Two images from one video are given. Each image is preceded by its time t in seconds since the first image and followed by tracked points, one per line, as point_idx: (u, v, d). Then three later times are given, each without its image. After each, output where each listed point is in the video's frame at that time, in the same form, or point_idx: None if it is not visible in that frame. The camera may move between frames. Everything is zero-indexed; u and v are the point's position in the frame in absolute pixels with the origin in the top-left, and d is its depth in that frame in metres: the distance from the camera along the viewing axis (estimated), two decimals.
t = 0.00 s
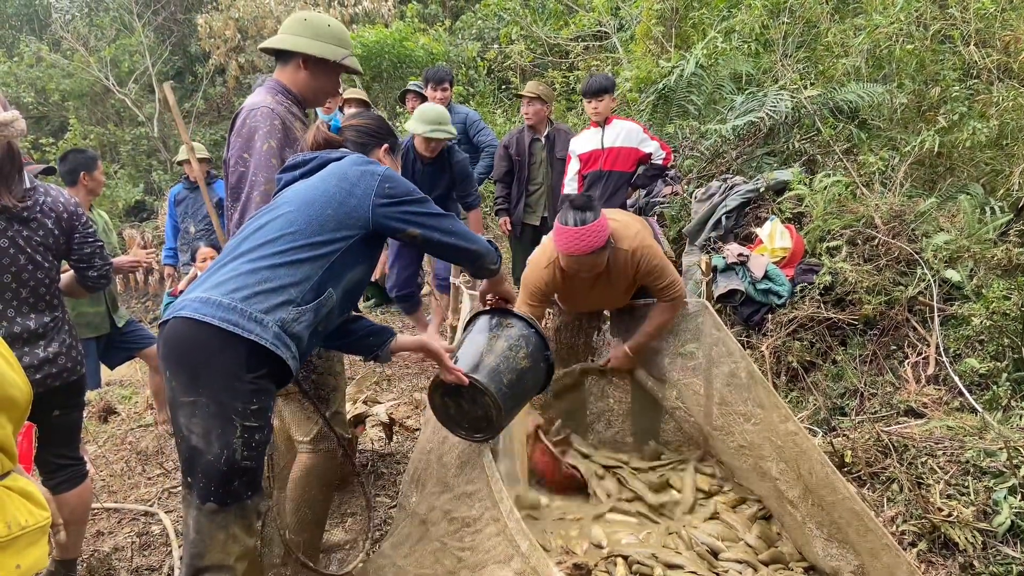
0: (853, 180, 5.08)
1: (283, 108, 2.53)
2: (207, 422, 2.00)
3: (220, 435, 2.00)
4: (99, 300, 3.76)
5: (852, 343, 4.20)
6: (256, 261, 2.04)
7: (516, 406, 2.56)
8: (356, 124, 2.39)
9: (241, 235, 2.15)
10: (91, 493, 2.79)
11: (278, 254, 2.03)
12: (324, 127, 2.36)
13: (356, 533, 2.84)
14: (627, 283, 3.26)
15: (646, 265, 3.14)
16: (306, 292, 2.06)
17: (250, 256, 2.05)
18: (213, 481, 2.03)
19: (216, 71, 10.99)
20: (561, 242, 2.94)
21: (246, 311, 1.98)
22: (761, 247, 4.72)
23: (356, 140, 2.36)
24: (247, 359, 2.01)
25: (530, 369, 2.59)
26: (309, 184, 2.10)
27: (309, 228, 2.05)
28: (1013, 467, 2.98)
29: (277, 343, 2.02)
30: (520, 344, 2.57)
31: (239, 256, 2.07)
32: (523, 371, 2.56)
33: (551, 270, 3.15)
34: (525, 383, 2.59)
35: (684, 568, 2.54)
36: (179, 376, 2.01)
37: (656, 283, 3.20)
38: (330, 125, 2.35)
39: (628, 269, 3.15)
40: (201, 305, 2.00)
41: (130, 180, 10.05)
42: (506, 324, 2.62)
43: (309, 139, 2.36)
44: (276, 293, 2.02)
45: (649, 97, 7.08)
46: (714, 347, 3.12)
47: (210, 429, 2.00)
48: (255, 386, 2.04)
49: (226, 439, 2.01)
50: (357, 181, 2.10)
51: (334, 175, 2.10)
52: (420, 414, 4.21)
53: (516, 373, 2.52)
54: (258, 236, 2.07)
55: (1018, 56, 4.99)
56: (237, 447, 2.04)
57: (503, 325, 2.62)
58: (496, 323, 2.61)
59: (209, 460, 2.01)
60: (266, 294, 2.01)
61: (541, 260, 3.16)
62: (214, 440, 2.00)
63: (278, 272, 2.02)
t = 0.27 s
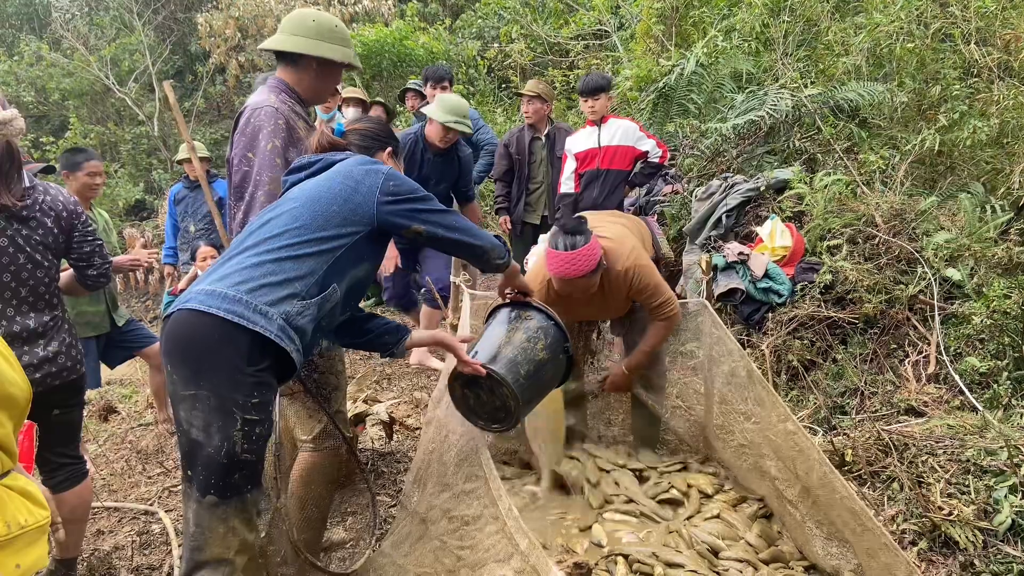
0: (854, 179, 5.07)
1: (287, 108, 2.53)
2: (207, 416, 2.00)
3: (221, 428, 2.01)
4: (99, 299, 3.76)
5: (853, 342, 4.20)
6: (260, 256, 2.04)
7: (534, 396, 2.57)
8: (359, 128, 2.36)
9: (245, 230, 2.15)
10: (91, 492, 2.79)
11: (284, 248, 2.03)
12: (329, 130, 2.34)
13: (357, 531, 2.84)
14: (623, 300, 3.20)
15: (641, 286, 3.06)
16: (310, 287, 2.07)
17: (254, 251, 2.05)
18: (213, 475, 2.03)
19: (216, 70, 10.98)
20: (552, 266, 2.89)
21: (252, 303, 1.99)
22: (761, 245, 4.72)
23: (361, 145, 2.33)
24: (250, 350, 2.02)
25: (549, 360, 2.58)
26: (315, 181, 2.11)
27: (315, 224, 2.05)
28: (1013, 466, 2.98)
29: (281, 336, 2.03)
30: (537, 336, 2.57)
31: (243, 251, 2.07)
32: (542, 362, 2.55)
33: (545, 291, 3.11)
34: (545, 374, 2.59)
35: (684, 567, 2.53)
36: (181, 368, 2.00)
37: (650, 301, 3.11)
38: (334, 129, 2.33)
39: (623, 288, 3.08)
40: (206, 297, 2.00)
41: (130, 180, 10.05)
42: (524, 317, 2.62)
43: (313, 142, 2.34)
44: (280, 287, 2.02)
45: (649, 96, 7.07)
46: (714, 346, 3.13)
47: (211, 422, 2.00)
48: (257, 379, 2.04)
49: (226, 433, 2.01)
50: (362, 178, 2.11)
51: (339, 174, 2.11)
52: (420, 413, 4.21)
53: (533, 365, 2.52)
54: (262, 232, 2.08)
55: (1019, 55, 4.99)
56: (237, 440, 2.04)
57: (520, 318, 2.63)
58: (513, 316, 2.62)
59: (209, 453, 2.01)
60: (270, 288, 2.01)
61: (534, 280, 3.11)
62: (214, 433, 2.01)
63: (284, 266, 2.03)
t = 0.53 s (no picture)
0: (854, 177, 5.07)
1: (296, 108, 2.53)
2: (205, 411, 2.00)
3: (217, 423, 2.00)
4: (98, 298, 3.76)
5: (853, 340, 4.19)
6: (266, 251, 2.04)
7: (552, 389, 2.62)
8: (365, 132, 2.34)
9: (253, 225, 2.15)
10: (90, 491, 2.79)
11: (291, 244, 2.04)
12: (336, 134, 2.33)
13: (357, 530, 2.84)
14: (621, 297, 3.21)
15: (637, 279, 3.07)
16: (316, 284, 2.07)
17: (261, 246, 2.06)
18: (211, 470, 2.03)
19: (216, 69, 10.98)
20: (549, 259, 2.93)
21: (258, 297, 2.00)
22: (761, 244, 4.72)
23: (366, 148, 2.32)
24: (253, 345, 2.03)
25: (569, 353, 2.62)
26: (325, 180, 2.12)
27: (323, 221, 2.06)
28: (1014, 464, 2.98)
29: (286, 331, 2.03)
30: (558, 330, 2.61)
31: (250, 246, 2.08)
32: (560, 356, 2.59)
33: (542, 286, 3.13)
34: (565, 366, 2.63)
35: (684, 566, 2.53)
36: (181, 361, 2.00)
37: (646, 297, 3.11)
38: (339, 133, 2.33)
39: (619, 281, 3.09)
40: (213, 290, 2.01)
41: (130, 179, 10.05)
42: (546, 309, 2.66)
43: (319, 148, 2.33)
44: (285, 283, 2.03)
45: (649, 95, 7.06)
46: (715, 345, 3.13)
47: (208, 418, 2.00)
48: (255, 375, 2.04)
49: (223, 428, 2.01)
50: (372, 177, 2.12)
51: (349, 174, 2.12)
52: (420, 412, 4.21)
53: (552, 358, 2.57)
54: (270, 228, 2.08)
55: (1019, 53, 4.98)
56: (234, 436, 2.03)
57: (543, 310, 2.67)
58: (536, 309, 2.67)
59: (206, 449, 2.01)
60: (276, 283, 2.02)
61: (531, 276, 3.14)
62: (211, 429, 2.00)
63: (291, 262, 2.04)
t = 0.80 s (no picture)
0: (854, 176, 5.07)
1: (295, 106, 2.53)
2: (200, 407, 2.00)
3: (213, 419, 2.01)
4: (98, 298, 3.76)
5: (853, 339, 4.19)
6: (270, 248, 2.05)
7: (564, 392, 2.62)
8: (371, 135, 2.35)
9: (259, 223, 2.16)
10: (90, 490, 2.79)
11: (295, 242, 2.04)
12: (342, 139, 2.35)
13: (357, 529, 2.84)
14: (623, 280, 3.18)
15: (643, 261, 3.05)
16: (319, 283, 2.08)
17: (264, 243, 2.06)
18: (207, 466, 2.03)
19: (216, 68, 10.97)
20: (559, 223, 2.86)
21: (260, 293, 2.00)
22: (761, 243, 4.70)
23: (373, 152, 2.32)
24: (252, 342, 2.03)
25: (584, 357, 2.61)
26: (332, 181, 2.13)
27: (328, 220, 2.06)
28: (1013, 464, 2.99)
29: (287, 328, 2.03)
30: (572, 334, 2.60)
31: (254, 243, 2.08)
32: (573, 359, 2.59)
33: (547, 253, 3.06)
34: (580, 369, 2.63)
35: (684, 565, 2.53)
36: (179, 355, 2.00)
37: (647, 284, 3.11)
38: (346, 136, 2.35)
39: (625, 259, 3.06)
40: (215, 284, 2.01)
41: (130, 177, 10.04)
42: (565, 311, 2.65)
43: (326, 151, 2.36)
44: (288, 280, 2.03)
45: (649, 94, 7.04)
46: (715, 345, 3.13)
47: (203, 414, 2.00)
48: (251, 372, 2.04)
49: (219, 424, 2.01)
50: (380, 179, 2.12)
51: (357, 176, 2.13)
52: (420, 411, 4.20)
53: (564, 361, 2.57)
54: (274, 226, 2.09)
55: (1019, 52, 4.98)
56: (230, 432, 2.03)
57: (561, 312, 2.65)
58: (551, 311, 2.66)
59: (201, 445, 2.01)
60: (278, 280, 2.02)
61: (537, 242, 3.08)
62: (206, 425, 2.01)
63: (295, 259, 2.04)
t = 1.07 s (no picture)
0: (854, 175, 5.06)
1: (291, 103, 2.53)
2: (197, 401, 2.00)
3: (210, 412, 2.00)
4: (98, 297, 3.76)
5: (853, 338, 4.19)
6: (268, 242, 2.05)
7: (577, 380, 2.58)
8: (375, 138, 2.38)
9: (260, 220, 2.17)
10: (90, 488, 2.79)
11: (293, 237, 2.04)
12: (345, 141, 2.39)
13: (358, 527, 2.84)
14: (627, 257, 3.18)
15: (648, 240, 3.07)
16: (317, 277, 2.08)
17: (263, 238, 2.06)
18: (204, 460, 2.03)
19: (216, 67, 10.96)
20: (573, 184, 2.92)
21: (257, 287, 2.00)
22: (761, 242, 4.68)
23: (376, 154, 2.35)
24: (248, 336, 2.03)
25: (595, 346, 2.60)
26: (332, 179, 2.14)
27: (326, 215, 2.06)
28: (1014, 462, 2.99)
29: (284, 322, 2.03)
30: (583, 324, 2.61)
31: (253, 238, 2.09)
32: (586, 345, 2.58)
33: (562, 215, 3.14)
34: (589, 362, 2.60)
35: (684, 564, 2.53)
36: (177, 349, 2.00)
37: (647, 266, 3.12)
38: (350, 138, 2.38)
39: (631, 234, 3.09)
40: (214, 278, 2.02)
41: (130, 176, 10.04)
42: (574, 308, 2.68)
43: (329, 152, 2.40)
44: (286, 274, 2.04)
45: (649, 93, 7.03)
46: (715, 343, 3.13)
47: (201, 407, 2.00)
48: (248, 366, 2.04)
49: (215, 418, 2.01)
50: (379, 178, 2.13)
51: (357, 174, 2.13)
52: (420, 409, 4.20)
53: (580, 348, 2.55)
54: (274, 222, 2.09)
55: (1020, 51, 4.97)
56: (226, 425, 2.03)
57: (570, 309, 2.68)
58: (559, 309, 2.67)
59: (198, 439, 2.01)
60: (276, 274, 2.02)
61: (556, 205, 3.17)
62: (204, 418, 2.01)
63: (293, 254, 2.04)
